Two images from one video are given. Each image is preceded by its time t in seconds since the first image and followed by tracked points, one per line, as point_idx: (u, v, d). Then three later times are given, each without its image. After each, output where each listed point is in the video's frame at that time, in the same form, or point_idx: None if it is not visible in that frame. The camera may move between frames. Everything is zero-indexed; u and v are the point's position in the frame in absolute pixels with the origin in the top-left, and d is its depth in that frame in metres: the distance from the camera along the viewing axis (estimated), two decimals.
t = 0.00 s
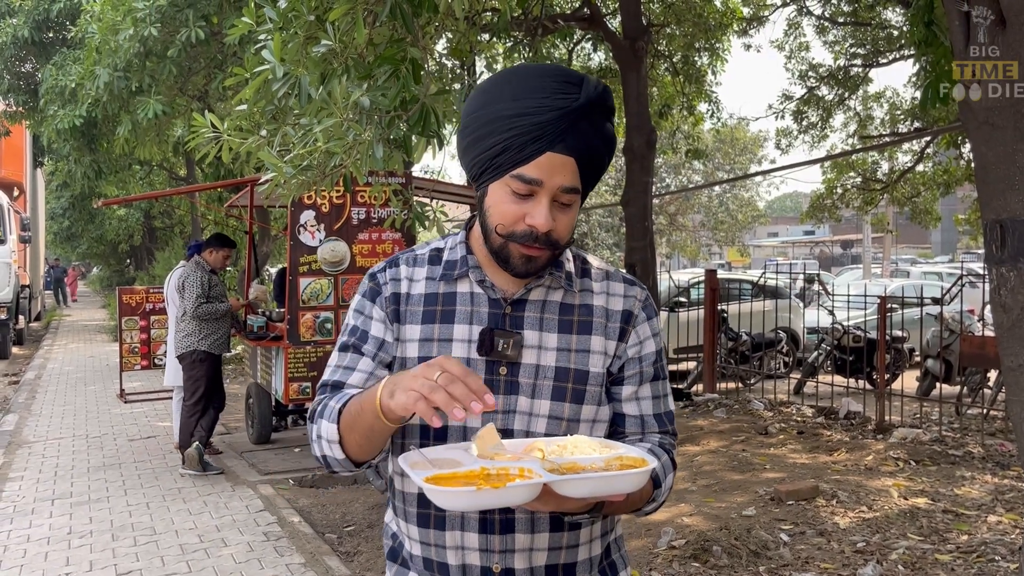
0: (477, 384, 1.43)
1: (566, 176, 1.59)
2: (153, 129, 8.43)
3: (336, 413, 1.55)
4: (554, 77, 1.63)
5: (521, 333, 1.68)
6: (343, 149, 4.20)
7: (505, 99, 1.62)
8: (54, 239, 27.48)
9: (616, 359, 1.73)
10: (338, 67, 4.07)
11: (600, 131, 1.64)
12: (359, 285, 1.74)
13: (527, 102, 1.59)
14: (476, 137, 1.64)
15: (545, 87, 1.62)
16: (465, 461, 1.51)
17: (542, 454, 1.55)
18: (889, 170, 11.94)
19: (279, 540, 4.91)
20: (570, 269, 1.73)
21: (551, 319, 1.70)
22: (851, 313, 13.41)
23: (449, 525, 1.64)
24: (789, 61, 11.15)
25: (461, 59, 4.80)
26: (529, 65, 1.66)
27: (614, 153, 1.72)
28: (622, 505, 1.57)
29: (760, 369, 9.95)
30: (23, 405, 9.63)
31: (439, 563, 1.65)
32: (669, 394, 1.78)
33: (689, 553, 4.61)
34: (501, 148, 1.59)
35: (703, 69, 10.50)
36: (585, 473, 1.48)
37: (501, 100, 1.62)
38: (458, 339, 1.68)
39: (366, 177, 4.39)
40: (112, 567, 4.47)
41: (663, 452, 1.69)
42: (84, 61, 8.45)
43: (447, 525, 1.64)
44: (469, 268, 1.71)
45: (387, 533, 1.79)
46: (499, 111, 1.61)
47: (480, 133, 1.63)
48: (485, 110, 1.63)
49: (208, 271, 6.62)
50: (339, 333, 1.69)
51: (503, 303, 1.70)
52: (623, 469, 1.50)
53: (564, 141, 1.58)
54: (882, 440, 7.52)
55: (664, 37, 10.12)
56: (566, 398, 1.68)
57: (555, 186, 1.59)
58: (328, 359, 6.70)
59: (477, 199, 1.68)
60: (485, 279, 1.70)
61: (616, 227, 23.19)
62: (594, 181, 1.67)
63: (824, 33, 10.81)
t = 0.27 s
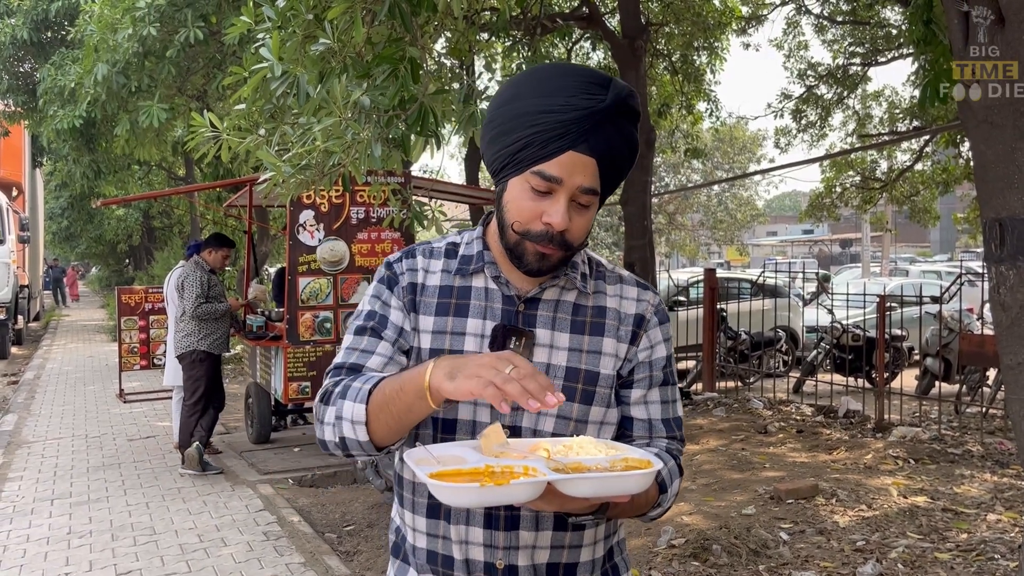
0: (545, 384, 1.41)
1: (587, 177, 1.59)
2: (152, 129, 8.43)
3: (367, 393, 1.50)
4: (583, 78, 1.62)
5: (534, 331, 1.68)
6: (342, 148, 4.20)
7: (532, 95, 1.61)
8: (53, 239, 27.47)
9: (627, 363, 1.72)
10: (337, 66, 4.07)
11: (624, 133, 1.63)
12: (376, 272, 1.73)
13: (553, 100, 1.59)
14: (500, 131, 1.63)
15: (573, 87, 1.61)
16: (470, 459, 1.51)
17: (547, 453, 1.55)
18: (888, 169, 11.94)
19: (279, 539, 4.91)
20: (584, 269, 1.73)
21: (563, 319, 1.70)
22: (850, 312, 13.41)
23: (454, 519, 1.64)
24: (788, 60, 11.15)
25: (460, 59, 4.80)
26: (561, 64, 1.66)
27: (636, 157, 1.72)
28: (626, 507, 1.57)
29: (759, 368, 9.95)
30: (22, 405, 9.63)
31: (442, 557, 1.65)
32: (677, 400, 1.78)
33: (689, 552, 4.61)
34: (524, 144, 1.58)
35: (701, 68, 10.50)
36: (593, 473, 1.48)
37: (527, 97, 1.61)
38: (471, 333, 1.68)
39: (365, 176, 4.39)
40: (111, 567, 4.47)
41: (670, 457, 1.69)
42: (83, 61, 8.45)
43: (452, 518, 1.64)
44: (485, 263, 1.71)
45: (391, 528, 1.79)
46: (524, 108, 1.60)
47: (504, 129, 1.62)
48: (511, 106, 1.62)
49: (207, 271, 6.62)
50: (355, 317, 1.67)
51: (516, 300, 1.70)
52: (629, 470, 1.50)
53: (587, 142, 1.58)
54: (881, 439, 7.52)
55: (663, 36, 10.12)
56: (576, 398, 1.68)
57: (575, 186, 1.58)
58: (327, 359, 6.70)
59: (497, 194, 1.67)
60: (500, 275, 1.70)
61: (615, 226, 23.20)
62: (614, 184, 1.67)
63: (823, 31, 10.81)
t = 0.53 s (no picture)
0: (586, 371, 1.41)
1: (594, 165, 1.60)
2: (150, 128, 8.42)
3: (393, 389, 1.49)
4: (594, 71, 1.65)
5: (544, 333, 1.68)
6: (340, 147, 4.20)
7: (544, 84, 1.64)
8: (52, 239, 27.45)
9: (635, 366, 1.72)
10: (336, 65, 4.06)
11: (633, 125, 1.65)
12: (388, 268, 1.72)
13: (564, 88, 1.61)
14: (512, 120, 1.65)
15: (584, 77, 1.63)
16: (476, 458, 1.51)
17: (554, 455, 1.55)
18: (886, 168, 11.95)
19: (279, 539, 4.91)
20: (595, 271, 1.72)
21: (573, 321, 1.70)
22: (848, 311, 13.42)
23: (461, 518, 1.63)
24: (786, 59, 11.16)
25: (458, 59, 4.80)
26: (573, 59, 1.68)
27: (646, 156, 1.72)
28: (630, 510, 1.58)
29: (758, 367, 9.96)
30: (21, 405, 9.62)
31: (449, 556, 1.64)
32: (684, 405, 1.78)
33: (688, 551, 4.61)
34: (534, 131, 1.60)
35: (700, 67, 10.50)
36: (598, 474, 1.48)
37: (539, 86, 1.64)
38: (481, 333, 1.67)
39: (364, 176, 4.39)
40: (111, 567, 4.47)
41: (676, 462, 1.69)
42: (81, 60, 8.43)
43: (459, 517, 1.63)
44: (497, 263, 1.71)
45: (396, 525, 1.78)
46: (534, 96, 1.62)
47: (514, 118, 1.64)
48: (523, 95, 1.65)
49: (205, 271, 6.61)
50: (368, 311, 1.65)
51: (527, 301, 1.69)
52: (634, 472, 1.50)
53: (595, 130, 1.59)
54: (880, 438, 7.53)
55: (662, 35, 10.10)
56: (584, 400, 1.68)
57: (581, 173, 1.59)
58: (327, 358, 6.70)
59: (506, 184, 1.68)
60: (512, 275, 1.70)
61: (614, 225, 23.21)
62: (622, 178, 1.67)
63: (821, 30, 10.81)
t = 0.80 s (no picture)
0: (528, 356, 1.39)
1: (587, 159, 1.60)
2: (148, 128, 8.42)
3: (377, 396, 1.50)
4: (592, 68, 1.66)
5: (547, 333, 1.68)
6: (339, 147, 4.20)
7: (541, 81, 1.66)
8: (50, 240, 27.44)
9: (638, 365, 1.72)
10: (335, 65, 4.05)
11: (630, 121, 1.65)
12: (388, 273, 1.73)
13: (560, 84, 1.63)
14: (511, 117, 1.67)
15: (580, 73, 1.65)
16: (481, 464, 1.51)
17: (559, 457, 1.55)
18: (884, 167, 11.96)
19: (278, 539, 4.91)
20: (597, 272, 1.72)
21: (576, 322, 1.70)
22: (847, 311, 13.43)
23: (467, 520, 1.63)
24: (784, 59, 11.17)
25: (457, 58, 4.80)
26: (572, 58, 1.70)
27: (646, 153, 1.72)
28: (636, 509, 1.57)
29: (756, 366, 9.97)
30: (19, 405, 9.62)
31: (455, 556, 1.65)
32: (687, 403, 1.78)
33: (687, 551, 4.62)
34: (530, 126, 1.62)
35: (698, 66, 10.51)
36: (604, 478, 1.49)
37: (537, 84, 1.66)
38: (484, 335, 1.67)
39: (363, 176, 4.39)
40: (110, 567, 4.46)
41: (680, 460, 1.70)
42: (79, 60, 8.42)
43: (464, 519, 1.64)
44: (499, 265, 1.71)
45: (402, 525, 1.78)
46: (531, 92, 1.64)
47: (514, 114, 1.66)
48: (522, 93, 1.67)
49: (203, 271, 6.60)
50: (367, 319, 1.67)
51: (530, 302, 1.69)
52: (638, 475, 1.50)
53: (590, 126, 1.60)
54: (878, 437, 7.53)
55: (660, 34, 10.10)
56: (588, 400, 1.68)
57: (575, 167, 1.60)
58: (326, 358, 6.70)
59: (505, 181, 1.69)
60: (514, 277, 1.70)
61: (612, 224, 23.22)
62: (620, 175, 1.67)
63: (819, 30, 10.82)
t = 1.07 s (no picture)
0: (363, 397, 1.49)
1: (583, 161, 1.60)
2: (146, 128, 8.40)
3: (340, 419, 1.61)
4: (580, 68, 1.66)
5: (545, 334, 1.68)
6: (338, 147, 4.21)
7: (530, 86, 1.66)
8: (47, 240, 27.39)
9: (638, 363, 1.72)
10: (333, 65, 4.05)
11: (622, 120, 1.65)
12: (384, 282, 1.76)
13: (549, 88, 1.63)
14: (503, 124, 1.68)
15: (569, 75, 1.64)
16: (486, 463, 1.51)
17: (563, 455, 1.55)
18: (882, 167, 11.97)
19: (276, 539, 4.91)
20: (595, 271, 1.72)
21: (575, 321, 1.70)
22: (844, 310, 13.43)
23: (469, 520, 1.64)
24: (782, 59, 11.17)
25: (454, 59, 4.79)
26: (559, 59, 1.70)
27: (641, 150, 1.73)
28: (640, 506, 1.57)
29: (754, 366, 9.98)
30: (17, 406, 9.60)
31: (458, 556, 1.65)
32: (687, 399, 1.78)
33: (686, 550, 4.62)
34: (523, 132, 1.62)
35: (696, 66, 10.51)
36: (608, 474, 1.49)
37: (527, 88, 1.66)
38: (482, 337, 1.68)
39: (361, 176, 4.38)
40: (108, 568, 4.46)
41: (681, 456, 1.70)
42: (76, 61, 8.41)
43: (467, 520, 1.64)
44: (496, 267, 1.71)
45: (406, 524, 1.79)
46: (522, 97, 1.64)
47: (507, 121, 1.67)
48: (513, 99, 1.67)
49: (200, 271, 6.59)
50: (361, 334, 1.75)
51: (528, 303, 1.70)
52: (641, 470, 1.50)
53: (583, 128, 1.60)
54: (876, 436, 7.54)
55: (658, 35, 10.09)
56: (587, 399, 1.68)
57: (571, 171, 1.60)
58: (325, 359, 6.72)
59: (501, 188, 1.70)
60: (511, 278, 1.70)
61: (610, 224, 23.21)
62: (617, 174, 1.67)
63: (817, 30, 10.82)
